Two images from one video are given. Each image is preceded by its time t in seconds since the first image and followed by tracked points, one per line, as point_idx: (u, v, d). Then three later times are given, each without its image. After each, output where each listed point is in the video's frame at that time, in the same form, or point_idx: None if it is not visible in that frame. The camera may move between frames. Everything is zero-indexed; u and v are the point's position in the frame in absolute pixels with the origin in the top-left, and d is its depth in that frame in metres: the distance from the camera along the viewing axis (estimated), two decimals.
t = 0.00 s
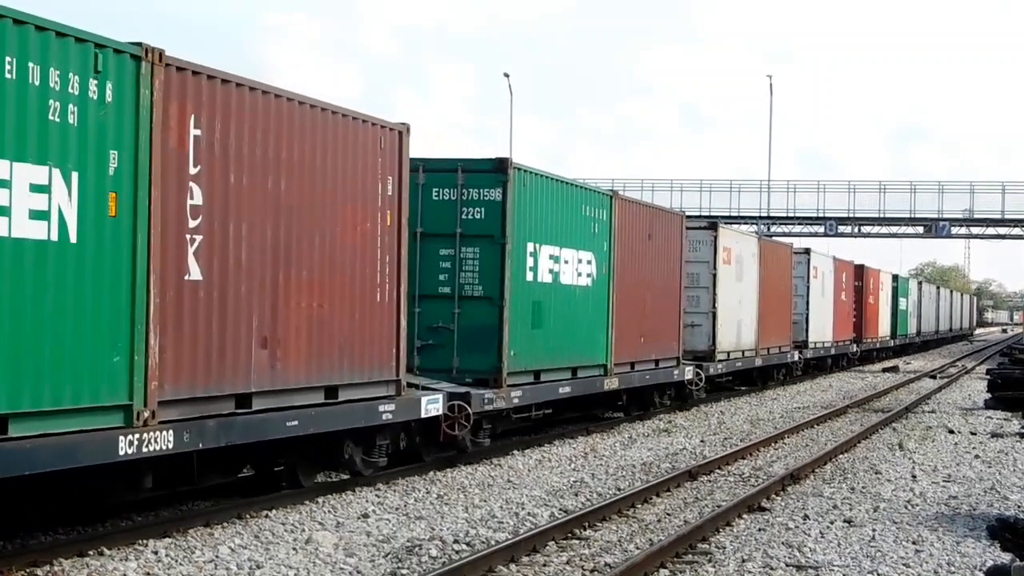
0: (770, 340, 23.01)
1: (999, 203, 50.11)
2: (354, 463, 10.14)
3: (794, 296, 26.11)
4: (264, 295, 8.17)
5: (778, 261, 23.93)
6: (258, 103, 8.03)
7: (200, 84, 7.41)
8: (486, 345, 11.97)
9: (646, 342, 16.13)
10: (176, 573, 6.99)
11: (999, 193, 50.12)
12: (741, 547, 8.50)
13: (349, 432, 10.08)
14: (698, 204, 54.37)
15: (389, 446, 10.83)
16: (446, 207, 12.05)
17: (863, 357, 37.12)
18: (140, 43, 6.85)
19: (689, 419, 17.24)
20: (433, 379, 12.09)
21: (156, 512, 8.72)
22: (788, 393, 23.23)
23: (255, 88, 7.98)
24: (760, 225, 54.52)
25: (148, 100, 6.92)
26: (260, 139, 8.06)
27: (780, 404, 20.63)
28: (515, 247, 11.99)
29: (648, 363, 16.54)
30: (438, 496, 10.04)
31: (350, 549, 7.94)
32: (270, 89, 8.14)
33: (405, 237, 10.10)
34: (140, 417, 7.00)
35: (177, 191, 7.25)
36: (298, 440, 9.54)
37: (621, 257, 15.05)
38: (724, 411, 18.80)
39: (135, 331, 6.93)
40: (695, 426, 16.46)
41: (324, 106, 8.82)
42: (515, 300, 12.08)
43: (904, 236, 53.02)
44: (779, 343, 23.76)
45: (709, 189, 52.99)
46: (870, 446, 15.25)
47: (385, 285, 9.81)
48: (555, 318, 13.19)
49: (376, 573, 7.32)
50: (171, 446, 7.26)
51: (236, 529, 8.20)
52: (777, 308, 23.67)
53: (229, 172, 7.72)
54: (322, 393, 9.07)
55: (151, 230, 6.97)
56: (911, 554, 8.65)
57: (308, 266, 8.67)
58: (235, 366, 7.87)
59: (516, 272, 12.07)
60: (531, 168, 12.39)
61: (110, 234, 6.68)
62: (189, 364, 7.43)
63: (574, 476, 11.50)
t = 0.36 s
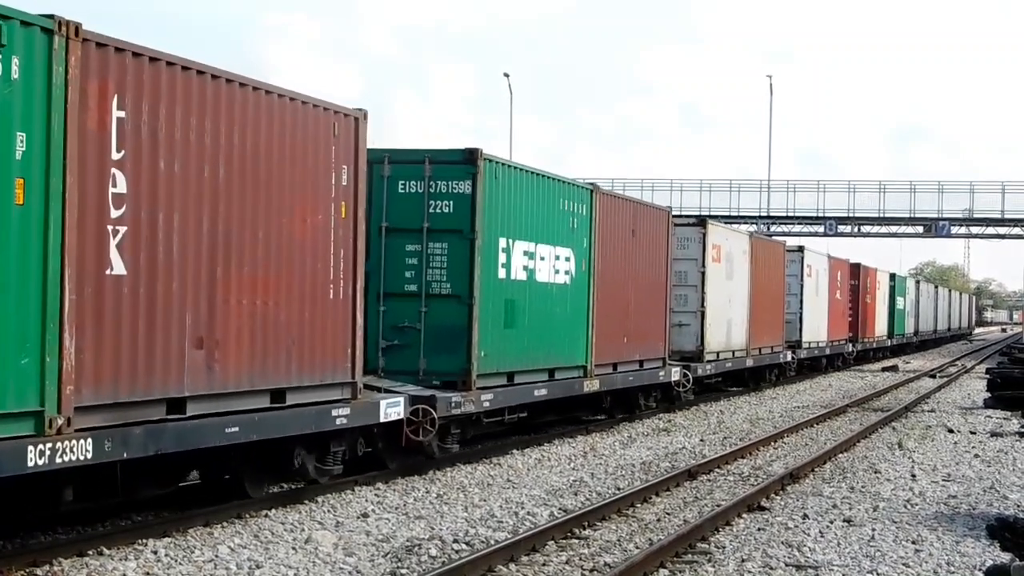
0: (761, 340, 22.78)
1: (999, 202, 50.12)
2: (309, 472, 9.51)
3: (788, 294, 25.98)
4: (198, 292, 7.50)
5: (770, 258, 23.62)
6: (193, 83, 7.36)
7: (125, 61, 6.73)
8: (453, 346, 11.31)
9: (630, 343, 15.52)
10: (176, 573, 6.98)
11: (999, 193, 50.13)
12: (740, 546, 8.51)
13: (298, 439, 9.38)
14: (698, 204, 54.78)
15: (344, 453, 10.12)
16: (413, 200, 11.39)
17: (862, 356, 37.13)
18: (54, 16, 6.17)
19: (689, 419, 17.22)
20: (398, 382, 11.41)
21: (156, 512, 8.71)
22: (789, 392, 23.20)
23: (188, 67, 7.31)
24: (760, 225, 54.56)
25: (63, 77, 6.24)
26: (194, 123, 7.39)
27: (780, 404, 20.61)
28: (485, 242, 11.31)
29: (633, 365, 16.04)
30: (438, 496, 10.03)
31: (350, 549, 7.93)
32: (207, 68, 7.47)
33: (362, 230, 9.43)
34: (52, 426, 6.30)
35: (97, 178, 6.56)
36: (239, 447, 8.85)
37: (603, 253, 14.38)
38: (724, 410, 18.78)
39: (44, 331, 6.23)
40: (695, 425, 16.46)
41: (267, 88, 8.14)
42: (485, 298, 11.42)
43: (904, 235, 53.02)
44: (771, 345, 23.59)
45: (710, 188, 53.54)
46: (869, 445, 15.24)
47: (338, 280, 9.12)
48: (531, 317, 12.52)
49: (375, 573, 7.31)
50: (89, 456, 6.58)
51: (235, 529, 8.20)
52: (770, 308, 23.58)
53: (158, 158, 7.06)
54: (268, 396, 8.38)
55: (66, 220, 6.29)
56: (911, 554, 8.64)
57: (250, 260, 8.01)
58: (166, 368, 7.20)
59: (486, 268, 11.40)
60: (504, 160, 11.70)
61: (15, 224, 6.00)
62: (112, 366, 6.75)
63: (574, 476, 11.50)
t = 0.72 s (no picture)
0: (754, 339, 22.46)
1: (999, 202, 50.13)
2: (253, 483, 8.76)
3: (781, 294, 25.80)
4: (122, 289, 6.81)
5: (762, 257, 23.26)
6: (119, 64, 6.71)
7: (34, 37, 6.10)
8: (418, 348, 10.71)
9: (611, 343, 14.92)
10: (176, 573, 6.97)
11: (999, 193, 50.14)
12: (740, 546, 8.50)
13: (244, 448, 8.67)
14: (699, 205, 54.73)
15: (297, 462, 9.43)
16: (376, 193, 10.76)
17: (861, 357, 37.13)
18: None
19: (689, 419, 17.21)
20: (360, 386, 10.78)
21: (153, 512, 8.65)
22: (789, 392, 23.17)
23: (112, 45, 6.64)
24: (760, 225, 54.58)
25: None
26: (119, 105, 6.71)
27: (780, 404, 20.58)
28: (451, 237, 10.71)
29: (617, 366, 15.50)
30: (437, 496, 10.02)
31: (350, 549, 7.93)
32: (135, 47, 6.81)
33: (314, 224, 8.71)
34: None
35: None
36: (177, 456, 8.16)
37: (583, 250, 13.79)
38: (724, 411, 18.76)
39: None
40: (695, 425, 16.44)
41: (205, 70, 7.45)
42: (452, 297, 10.81)
43: (904, 235, 53.03)
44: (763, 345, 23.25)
45: (711, 189, 53.99)
46: (870, 445, 15.23)
47: (286, 278, 8.41)
48: (504, 318, 11.94)
49: (375, 573, 7.30)
50: None
51: (235, 529, 8.19)
52: (762, 307, 23.25)
53: (74, 143, 6.38)
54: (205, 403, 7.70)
55: None
56: (911, 554, 8.64)
57: (183, 254, 7.31)
58: (84, 373, 6.53)
59: (452, 265, 10.78)
60: (473, 151, 11.09)
61: None
62: (20, 369, 6.11)
63: (574, 476, 11.49)
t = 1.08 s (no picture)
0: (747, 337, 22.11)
1: (1000, 202, 50.12)
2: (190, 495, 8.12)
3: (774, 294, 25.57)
4: (32, 285, 6.17)
5: (755, 254, 22.85)
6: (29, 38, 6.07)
7: None
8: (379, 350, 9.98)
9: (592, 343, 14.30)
10: (176, 573, 6.97)
11: (999, 193, 50.14)
12: (740, 547, 8.49)
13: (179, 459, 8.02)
14: (698, 203, 53.33)
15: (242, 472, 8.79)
16: (334, 184, 9.98)
17: (860, 356, 37.11)
18: None
19: (690, 419, 17.20)
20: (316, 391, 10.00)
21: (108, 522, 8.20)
22: (789, 392, 23.19)
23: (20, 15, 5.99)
24: (759, 224, 54.56)
25: None
26: (27, 81, 6.05)
27: (780, 404, 20.55)
28: (414, 231, 10.03)
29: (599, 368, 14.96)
30: (438, 495, 10.02)
31: (350, 549, 7.92)
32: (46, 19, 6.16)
33: (255, 217, 8.03)
34: None
35: None
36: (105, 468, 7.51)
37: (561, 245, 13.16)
38: (724, 410, 18.75)
39: None
40: (695, 425, 16.42)
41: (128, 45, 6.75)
42: (415, 295, 10.13)
43: (904, 235, 53.02)
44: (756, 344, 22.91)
45: (709, 189, 53.42)
46: (870, 445, 15.22)
47: (225, 274, 7.73)
48: (474, 315, 11.26)
49: (375, 573, 7.30)
50: None
51: (235, 529, 8.18)
52: (756, 306, 22.93)
53: None
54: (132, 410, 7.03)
55: None
56: (911, 554, 8.63)
57: (103, 247, 6.63)
58: None
59: (415, 261, 10.09)
60: (439, 140, 10.44)
61: None
62: None
63: (574, 476, 11.48)
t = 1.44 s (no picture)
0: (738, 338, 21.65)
1: (1000, 202, 50.18)
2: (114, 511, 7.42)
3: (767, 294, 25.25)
4: None
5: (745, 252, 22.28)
6: None
7: None
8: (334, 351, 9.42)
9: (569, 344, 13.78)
10: (177, 573, 6.98)
11: (999, 193, 50.20)
12: (741, 547, 8.50)
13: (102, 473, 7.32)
14: (698, 204, 53.44)
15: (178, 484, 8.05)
16: (286, 175, 9.44)
17: (859, 356, 37.14)
18: None
19: (691, 419, 17.22)
20: (268, 394, 9.45)
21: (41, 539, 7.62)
22: (789, 392, 23.23)
23: None
24: (760, 225, 54.60)
25: None
26: None
27: (780, 404, 20.58)
28: (371, 225, 9.47)
29: (578, 371, 14.43)
30: (438, 496, 10.03)
31: (350, 550, 7.93)
32: None
33: (188, 211, 7.36)
34: None
35: None
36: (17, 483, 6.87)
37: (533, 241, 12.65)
38: (724, 411, 18.78)
39: None
40: (695, 425, 16.44)
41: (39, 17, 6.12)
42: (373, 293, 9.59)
43: (904, 235, 53.06)
44: (749, 345, 22.42)
45: (710, 189, 53.57)
46: (870, 446, 15.24)
47: (153, 270, 7.05)
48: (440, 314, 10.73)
49: (376, 573, 7.31)
50: None
51: (236, 529, 8.19)
52: (748, 305, 22.44)
53: None
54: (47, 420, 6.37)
55: None
56: (911, 554, 8.64)
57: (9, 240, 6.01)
58: None
59: (372, 256, 9.54)
60: (399, 129, 9.90)
61: None
62: None
63: (574, 476, 11.49)
